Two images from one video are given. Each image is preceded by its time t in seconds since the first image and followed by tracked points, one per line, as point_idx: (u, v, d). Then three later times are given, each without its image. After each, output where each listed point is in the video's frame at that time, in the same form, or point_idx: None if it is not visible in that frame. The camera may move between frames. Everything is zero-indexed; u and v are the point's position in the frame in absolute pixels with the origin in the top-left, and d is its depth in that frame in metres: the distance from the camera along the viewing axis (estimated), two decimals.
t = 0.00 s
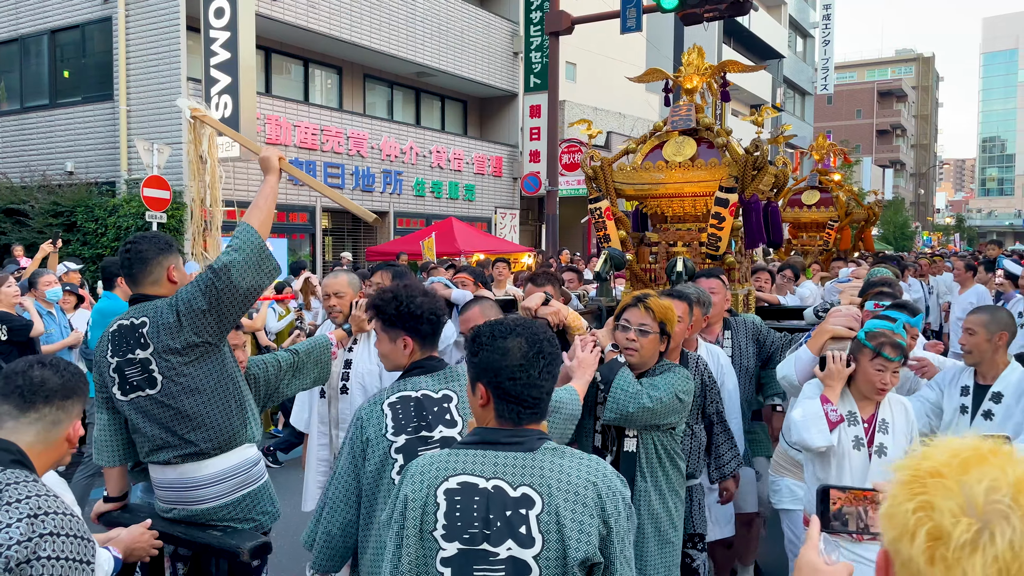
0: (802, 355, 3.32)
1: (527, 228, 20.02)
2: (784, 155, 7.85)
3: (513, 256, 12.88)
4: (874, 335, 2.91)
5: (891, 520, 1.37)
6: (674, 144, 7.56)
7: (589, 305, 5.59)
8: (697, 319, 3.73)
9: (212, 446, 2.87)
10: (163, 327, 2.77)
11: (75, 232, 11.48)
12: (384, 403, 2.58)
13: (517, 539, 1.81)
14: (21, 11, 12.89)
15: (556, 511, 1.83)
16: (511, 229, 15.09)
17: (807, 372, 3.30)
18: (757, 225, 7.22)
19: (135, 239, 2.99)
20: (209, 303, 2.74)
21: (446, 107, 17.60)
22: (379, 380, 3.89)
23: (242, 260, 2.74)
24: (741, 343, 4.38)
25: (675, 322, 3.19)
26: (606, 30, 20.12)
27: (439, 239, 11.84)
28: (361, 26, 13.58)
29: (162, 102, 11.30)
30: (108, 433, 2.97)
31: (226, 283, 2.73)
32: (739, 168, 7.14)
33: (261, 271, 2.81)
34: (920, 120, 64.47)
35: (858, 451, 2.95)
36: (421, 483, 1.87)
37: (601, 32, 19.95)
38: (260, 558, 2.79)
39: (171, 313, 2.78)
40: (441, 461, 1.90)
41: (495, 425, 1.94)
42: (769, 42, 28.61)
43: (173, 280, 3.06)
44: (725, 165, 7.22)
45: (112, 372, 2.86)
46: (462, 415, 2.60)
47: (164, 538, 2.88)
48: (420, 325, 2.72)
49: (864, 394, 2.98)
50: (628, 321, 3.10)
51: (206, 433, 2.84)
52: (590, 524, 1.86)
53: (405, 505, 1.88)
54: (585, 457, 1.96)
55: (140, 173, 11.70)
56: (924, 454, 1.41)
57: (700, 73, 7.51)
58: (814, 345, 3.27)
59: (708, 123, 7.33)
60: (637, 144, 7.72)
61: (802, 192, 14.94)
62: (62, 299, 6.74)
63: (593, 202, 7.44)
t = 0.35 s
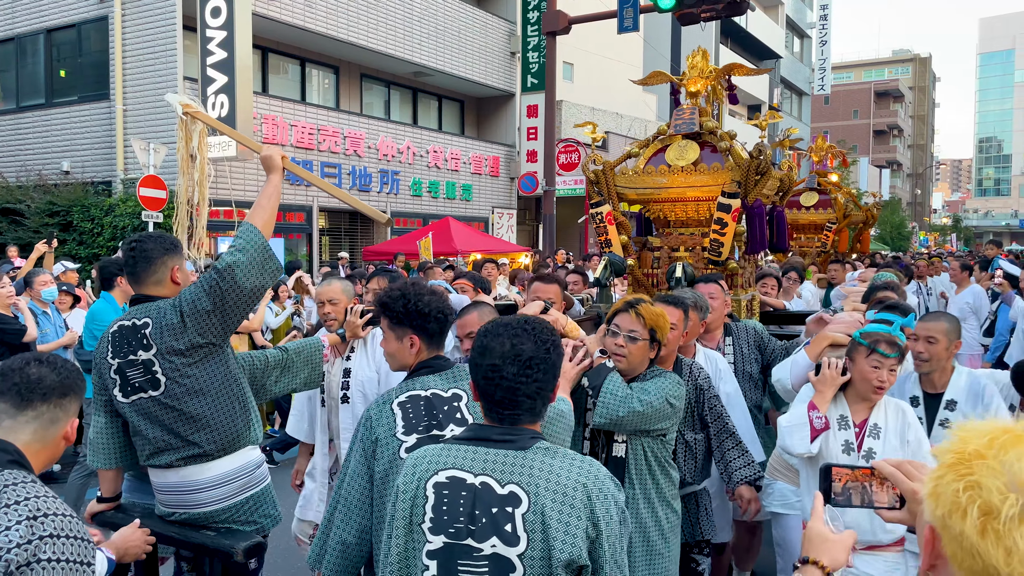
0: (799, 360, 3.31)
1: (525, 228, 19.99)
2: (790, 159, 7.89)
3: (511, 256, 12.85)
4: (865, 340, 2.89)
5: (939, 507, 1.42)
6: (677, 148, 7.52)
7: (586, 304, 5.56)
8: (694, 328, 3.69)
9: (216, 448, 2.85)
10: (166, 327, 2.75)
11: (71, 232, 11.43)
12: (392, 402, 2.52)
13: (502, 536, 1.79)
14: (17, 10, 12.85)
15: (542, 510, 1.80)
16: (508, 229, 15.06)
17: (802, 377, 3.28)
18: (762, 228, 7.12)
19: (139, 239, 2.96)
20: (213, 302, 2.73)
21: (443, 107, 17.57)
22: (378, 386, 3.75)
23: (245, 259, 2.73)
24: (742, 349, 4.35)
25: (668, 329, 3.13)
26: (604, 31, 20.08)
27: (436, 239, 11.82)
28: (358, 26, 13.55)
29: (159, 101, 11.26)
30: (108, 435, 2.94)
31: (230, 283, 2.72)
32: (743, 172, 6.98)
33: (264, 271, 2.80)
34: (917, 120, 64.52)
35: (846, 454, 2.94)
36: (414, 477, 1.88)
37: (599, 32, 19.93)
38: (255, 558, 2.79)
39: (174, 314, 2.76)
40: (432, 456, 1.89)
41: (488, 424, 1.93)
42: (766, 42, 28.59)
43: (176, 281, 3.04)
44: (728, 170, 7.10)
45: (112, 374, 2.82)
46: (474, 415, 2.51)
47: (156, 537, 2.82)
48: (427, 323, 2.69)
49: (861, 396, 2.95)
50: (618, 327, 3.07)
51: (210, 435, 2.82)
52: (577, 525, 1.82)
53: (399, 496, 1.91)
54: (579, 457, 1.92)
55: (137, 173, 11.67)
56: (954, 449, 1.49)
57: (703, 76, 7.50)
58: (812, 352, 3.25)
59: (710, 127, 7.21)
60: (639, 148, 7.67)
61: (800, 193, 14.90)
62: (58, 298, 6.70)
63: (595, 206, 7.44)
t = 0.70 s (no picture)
0: (791, 351, 3.32)
1: (522, 228, 19.98)
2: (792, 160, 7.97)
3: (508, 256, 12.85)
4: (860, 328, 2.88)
5: (901, 469, 1.56)
6: (679, 145, 7.57)
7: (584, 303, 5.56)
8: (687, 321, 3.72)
9: (215, 451, 2.85)
10: (165, 329, 2.74)
11: (69, 232, 11.41)
12: (395, 396, 2.49)
13: (483, 531, 1.79)
14: (14, 10, 12.82)
15: (523, 506, 1.79)
16: (506, 229, 15.06)
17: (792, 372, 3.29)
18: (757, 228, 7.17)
19: (142, 240, 2.95)
20: (214, 306, 2.72)
21: (441, 108, 17.56)
22: (360, 385, 3.73)
23: (246, 262, 2.72)
24: (736, 347, 4.36)
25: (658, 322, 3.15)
26: (601, 31, 20.09)
27: (434, 239, 11.81)
28: (356, 26, 13.55)
29: (156, 101, 11.24)
30: (106, 437, 2.93)
31: (230, 286, 2.71)
32: (744, 170, 6.95)
33: (264, 274, 2.79)
34: (915, 121, 64.60)
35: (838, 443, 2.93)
36: (399, 470, 1.88)
37: (596, 33, 19.94)
38: (253, 558, 2.80)
39: (173, 316, 2.75)
40: (418, 448, 1.90)
41: (476, 419, 1.92)
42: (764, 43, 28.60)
43: (179, 285, 3.03)
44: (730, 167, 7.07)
45: (111, 376, 2.81)
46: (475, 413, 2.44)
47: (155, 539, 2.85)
48: (432, 319, 2.68)
49: (852, 389, 2.95)
50: (612, 317, 3.07)
51: (209, 438, 2.82)
52: (555, 522, 1.80)
53: (383, 487, 1.91)
54: (564, 454, 1.91)
55: (134, 173, 11.65)
56: (909, 419, 1.64)
57: (708, 73, 7.47)
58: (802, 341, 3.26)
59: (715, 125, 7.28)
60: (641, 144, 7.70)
61: (797, 194, 14.88)
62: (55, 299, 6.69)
63: (595, 202, 7.45)
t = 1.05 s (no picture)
0: (786, 349, 3.33)
1: (521, 229, 20.03)
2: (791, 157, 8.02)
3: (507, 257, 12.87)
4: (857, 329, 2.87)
5: (912, 469, 1.50)
6: (675, 140, 7.50)
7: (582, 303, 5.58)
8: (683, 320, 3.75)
9: (214, 451, 2.87)
10: (166, 330, 2.76)
11: (67, 232, 11.42)
12: (412, 391, 2.50)
13: (491, 528, 1.80)
14: (12, 10, 12.81)
15: (531, 504, 1.81)
16: (505, 230, 15.08)
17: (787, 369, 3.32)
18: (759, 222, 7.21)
19: (142, 241, 2.97)
20: (213, 307, 2.74)
21: (439, 109, 17.57)
22: (352, 385, 3.73)
23: (246, 263, 2.74)
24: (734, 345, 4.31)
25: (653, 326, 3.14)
26: (600, 32, 20.11)
27: (433, 240, 11.83)
28: (355, 27, 13.57)
29: (155, 102, 11.26)
30: (103, 438, 2.95)
31: (231, 287, 2.73)
32: (740, 166, 7.04)
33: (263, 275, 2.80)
34: (912, 123, 64.68)
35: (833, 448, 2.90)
36: (404, 469, 1.88)
37: (595, 33, 19.96)
38: (254, 559, 2.86)
39: (173, 317, 2.77)
40: (422, 448, 1.90)
41: (480, 418, 1.93)
42: (762, 44, 28.63)
43: (177, 286, 3.04)
44: (726, 162, 7.12)
45: (110, 376, 2.83)
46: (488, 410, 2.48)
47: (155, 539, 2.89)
48: (454, 316, 2.72)
49: (849, 398, 2.94)
50: (604, 321, 3.07)
51: (209, 439, 2.85)
52: (561, 519, 1.83)
53: (386, 488, 1.90)
54: (565, 454, 1.93)
55: (133, 173, 11.68)
56: (910, 421, 1.59)
57: (705, 68, 7.53)
58: (798, 337, 3.28)
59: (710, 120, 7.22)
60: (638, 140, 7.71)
61: (796, 194, 14.91)
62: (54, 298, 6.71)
63: (590, 200, 7.41)
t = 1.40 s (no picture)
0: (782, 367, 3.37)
1: (519, 230, 20.07)
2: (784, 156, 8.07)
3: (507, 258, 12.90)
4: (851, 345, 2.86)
5: (974, 541, 1.27)
6: (666, 146, 7.50)
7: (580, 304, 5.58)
8: (675, 328, 3.79)
9: (218, 451, 2.90)
10: (170, 330, 2.78)
11: (66, 233, 11.44)
12: (378, 408, 2.45)
13: (530, 533, 1.80)
14: (12, 11, 12.85)
15: (571, 508, 1.84)
16: (504, 231, 15.10)
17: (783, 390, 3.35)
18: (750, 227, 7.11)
19: (145, 243, 3.00)
20: (218, 308, 2.77)
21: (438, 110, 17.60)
22: (348, 395, 3.73)
23: (250, 263, 2.77)
24: (730, 352, 4.36)
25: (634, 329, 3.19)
26: (599, 33, 20.15)
27: (433, 241, 11.85)
28: (355, 29, 13.60)
29: (154, 103, 11.28)
30: (104, 438, 2.97)
31: (235, 288, 2.76)
32: (732, 169, 7.02)
33: (267, 275, 2.82)
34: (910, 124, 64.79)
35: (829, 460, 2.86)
36: (437, 472, 1.85)
37: (594, 35, 20.00)
38: (254, 560, 2.86)
39: (178, 317, 2.79)
40: (455, 452, 1.88)
41: (509, 422, 1.95)
42: (761, 46, 28.69)
43: (178, 287, 3.06)
44: (717, 167, 7.10)
45: (113, 377, 2.85)
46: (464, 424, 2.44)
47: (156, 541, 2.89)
48: (416, 328, 2.55)
49: (844, 412, 2.91)
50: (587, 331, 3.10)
51: (212, 440, 2.88)
52: (600, 523, 1.86)
53: (419, 492, 1.85)
54: (595, 460, 1.98)
55: (132, 175, 11.70)
56: (942, 479, 1.36)
57: (694, 72, 7.53)
58: (793, 357, 3.31)
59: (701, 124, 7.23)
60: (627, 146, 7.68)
61: (795, 195, 14.95)
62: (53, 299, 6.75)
63: (581, 208, 7.51)
